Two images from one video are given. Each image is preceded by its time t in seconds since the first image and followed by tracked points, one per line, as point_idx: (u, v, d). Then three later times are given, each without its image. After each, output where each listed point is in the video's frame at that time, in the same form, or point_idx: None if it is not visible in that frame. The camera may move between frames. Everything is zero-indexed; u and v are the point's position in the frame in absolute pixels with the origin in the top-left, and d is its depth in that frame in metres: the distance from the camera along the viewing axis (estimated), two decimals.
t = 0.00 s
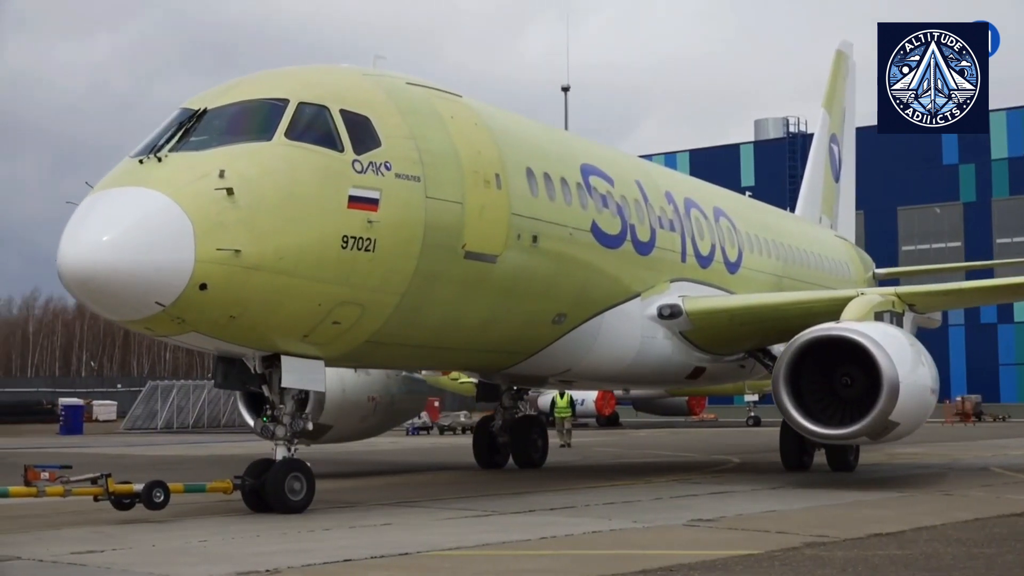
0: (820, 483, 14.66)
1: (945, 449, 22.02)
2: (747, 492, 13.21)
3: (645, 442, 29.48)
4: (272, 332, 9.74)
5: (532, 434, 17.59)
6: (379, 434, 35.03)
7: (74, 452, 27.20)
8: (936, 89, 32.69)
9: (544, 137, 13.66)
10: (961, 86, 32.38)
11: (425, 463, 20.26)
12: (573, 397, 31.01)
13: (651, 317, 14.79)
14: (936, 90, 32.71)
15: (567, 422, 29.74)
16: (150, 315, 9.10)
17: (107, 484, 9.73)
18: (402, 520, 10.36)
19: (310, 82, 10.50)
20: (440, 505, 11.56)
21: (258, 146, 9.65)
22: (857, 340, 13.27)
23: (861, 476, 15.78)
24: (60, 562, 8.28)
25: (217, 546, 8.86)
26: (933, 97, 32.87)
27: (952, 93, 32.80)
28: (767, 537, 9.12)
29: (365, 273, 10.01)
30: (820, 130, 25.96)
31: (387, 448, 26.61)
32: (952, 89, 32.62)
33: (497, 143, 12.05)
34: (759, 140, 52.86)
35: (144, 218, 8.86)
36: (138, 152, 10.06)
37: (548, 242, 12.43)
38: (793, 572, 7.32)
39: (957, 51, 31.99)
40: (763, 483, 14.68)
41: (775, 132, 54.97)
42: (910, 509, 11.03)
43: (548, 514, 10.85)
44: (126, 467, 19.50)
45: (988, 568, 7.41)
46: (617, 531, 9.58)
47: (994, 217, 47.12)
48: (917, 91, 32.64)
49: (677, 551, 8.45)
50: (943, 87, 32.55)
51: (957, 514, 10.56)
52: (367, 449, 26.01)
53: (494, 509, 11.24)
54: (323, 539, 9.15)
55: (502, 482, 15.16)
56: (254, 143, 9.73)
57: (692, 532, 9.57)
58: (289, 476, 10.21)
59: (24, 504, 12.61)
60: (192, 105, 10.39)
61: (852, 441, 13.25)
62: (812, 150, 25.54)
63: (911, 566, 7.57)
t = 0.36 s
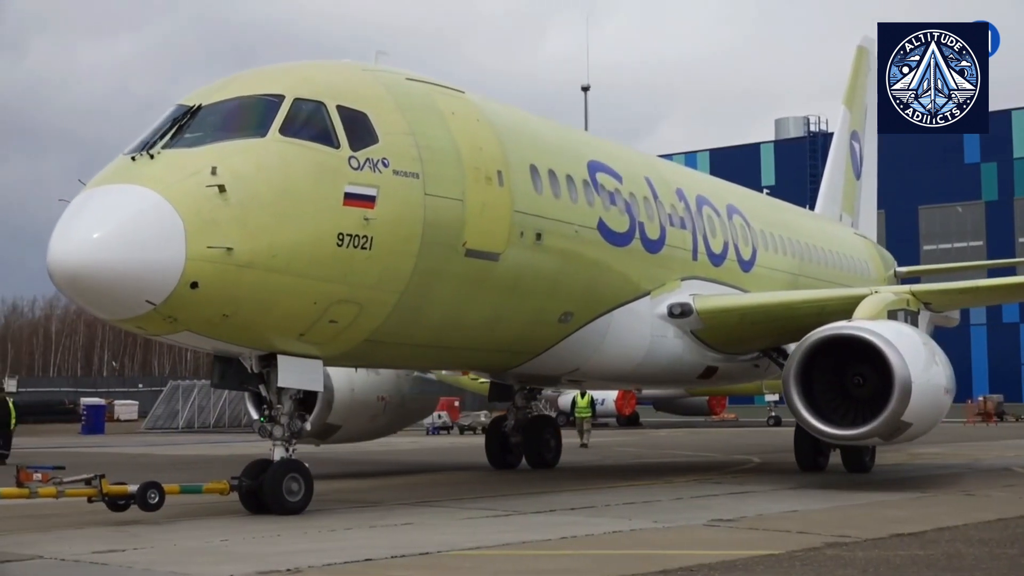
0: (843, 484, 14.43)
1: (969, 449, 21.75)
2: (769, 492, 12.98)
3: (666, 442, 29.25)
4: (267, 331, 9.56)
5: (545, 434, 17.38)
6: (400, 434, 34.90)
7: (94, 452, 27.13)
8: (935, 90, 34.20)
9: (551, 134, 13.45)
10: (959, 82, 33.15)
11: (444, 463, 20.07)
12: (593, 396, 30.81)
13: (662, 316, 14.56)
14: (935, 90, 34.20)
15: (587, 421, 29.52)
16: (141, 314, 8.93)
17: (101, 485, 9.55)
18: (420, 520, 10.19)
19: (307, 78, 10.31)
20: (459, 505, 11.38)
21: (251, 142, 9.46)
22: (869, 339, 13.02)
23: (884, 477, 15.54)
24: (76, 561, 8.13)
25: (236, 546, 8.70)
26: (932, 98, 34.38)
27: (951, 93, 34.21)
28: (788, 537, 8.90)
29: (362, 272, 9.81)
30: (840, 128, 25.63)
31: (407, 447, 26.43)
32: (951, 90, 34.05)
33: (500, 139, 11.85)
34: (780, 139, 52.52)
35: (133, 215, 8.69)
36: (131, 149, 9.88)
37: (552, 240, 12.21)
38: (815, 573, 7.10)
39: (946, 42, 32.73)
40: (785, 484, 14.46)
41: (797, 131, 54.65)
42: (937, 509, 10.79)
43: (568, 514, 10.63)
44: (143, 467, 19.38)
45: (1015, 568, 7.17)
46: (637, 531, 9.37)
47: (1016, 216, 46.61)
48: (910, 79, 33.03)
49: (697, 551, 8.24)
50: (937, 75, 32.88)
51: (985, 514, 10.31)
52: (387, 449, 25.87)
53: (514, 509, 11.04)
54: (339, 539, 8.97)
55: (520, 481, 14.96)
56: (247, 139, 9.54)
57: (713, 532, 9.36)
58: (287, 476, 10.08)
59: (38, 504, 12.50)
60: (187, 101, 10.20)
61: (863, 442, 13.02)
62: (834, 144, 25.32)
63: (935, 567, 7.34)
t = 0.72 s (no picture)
0: (865, 484, 14.28)
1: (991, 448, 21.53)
2: (789, 492, 12.84)
3: (686, 442, 29.05)
4: (264, 330, 9.44)
5: (557, 434, 17.22)
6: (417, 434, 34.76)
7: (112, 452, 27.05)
8: (936, 89, 28.59)
9: (556, 131, 13.31)
10: (960, 87, 28.22)
11: (461, 463, 19.95)
12: (611, 397, 30.60)
13: (672, 315, 14.39)
14: (936, 89, 28.60)
15: (606, 421, 29.36)
16: (133, 313, 8.82)
17: (96, 486, 9.45)
18: (439, 519, 10.07)
19: (303, 74, 10.19)
20: (479, 505, 11.26)
21: (245, 139, 9.34)
22: (880, 339, 12.84)
23: (906, 477, 15.36)
24: (97, 559, 8.05)
25: (253, 545, 8.61)
26: (932, 98, 28.64)
27: (953, 93, 28.50)
28: (808, 537, 8.76)
29: (359, 271, 9.68)
30: (858, 126, 25.36)
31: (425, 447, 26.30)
32: (952, 89, 28.40)
33: (502, 135, 11.71)
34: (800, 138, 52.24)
35: (123, 213, 8.58)
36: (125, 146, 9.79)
37: (556, 237, 12.06)
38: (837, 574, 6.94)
39: (957, 51, 28.45)
40: (806, 483, 14.31)
41: (817, 130, 54.37)
42: (961, 510, 10.62)
43: (588, 514, 10.50)
44: (160, 468, 19.30)
45: None
46: (657, 531, 9.23)
47: None
48: (917, 91, 28.39)
49: (716, 551, 8.10)
50: (942, 88, 28.55)
51: (1010, 514, 10.15)
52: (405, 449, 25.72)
53: (534, 509, 10.92)
54: (355, 538, 8.87)
55: (536, 480, 14.81)
56: (242, 136, 9.42)
57: (733, 531, 9.22)
58: (285, 477, 9.96)
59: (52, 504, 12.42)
60: (182, 98, 10.10)
61: (874, 443, 12.84)
62: (853, 143, 25.13)
63: (957, 567, 7.18)
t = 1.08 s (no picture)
0: (888, 484, 14.10)
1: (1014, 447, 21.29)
2: (810, 492, 12.67)
3: (705, 442, 28.86)
4: (258, 328, 9.33)
5: (569, 434, 17.07)
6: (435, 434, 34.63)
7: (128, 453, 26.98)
8: (935, 89, 26.96)
9: (560, 127, 13.17)
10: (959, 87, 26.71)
11: (479, 463, 19.81)
12: (629, 397, 30.42)
13: (680, 314, 14.22)
14: (935, 89, 26.97)
15: (623, 422, 29.20)
16: (124, 312, 8.72)
17: (89, 487, 9.35)
18: (457, 519, 9.93)
19: (299, 70, 10.07)
20: (499, 505, 11.11)
21: (238, 135, 9.22)
22: (891, 338, 12.65)
23: (927, 477, 15.18)
24: (118, 559, 7.94)
25: (268, 545, 8.48)
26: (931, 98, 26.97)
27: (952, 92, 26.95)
28: (829, 537, 8.60)
29: (355, 269, 9.56)
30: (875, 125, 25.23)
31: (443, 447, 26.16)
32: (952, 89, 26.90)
33: (503, 131, 11.57)
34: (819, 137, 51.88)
35: (112, 211, 8.48)
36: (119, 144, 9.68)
37: (559, 235, 11.91)
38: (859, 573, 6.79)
39: (957, 52, 26.80)
40: (827, 484, 14.14)
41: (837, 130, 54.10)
42: (987, 510, 10.45)
43: (608, 514, 10.33)
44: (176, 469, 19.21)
45: None
46: (676, 532, 9.07)
47: None
48: (916, 91, 26.63)
49: (737, 551, 7.94)
50: (942, 88, 26.95)
51: None
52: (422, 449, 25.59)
53: (554, 509, 10.76)
54: (371, 538, 8.73)
55: (553, 481, 14.66)
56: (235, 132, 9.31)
57: (754, 532, 9.06)
58: (282, 478, 9.84)
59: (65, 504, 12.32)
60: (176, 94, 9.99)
61: (885, 443, 12.65)
62: (870, 144, 24.98)
63: (981, 568, 7.02)
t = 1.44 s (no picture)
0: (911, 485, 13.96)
1: None
2: (832, 492, 12.53)
3: (726, 442, 28.70)
4: (254, 327, 9.23)
5: (582, 434, 16.93)
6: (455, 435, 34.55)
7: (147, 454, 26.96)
8: (934, 88, 26.47)
9: (566, 123, 13.03)
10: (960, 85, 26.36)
11: (497, 463, 19.71)
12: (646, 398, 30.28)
13: (690, 313, 14.06)
14: (935, 88, 26.47)
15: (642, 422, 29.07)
16: (117, 311, 8.64)
17: (84, 487, 9.25)
18: (477, 519, 9.82)
19: (297, 66, 9.96)
20: (520, 505, 10.98)
21: (233, 132, 9.12)
22: (903, 336, 12.47)
23: (950, 477, 15.02)
24: (139, 559, 7.82)
25: (286, 545, 8.37)
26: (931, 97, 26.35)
27: (952, 91, 26.40)
28: (851, 537, 8.47)
29: (352, 267, 9.45)
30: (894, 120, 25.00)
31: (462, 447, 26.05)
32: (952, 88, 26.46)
33: (505, 127, 11.44)
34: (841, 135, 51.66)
35: (103, 208, 8.39)
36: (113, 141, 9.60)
37: (565, 233, 11.78)
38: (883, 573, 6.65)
39: (956, 51, 26.58)
40: (849, 484, 13.98)
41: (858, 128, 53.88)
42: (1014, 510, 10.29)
43: (628, 514, 10.20)
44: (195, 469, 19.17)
45: None
46: (697, 532, 8.93)
47: None
48: (916, 91, 26.22)
49: (761, 552, 7.80)
50: (942, 88, 26.47)
51: None
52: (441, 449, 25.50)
53: (574, 509, 10.63)
54: (389, 538, 8.61)
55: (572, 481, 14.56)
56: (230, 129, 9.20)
57: (776, 532, 8.92)
58: (281, 478, 9.73)
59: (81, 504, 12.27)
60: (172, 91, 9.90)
61: (897, 444, 12.47)
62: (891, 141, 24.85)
63: (1006, 568, 6.87)
